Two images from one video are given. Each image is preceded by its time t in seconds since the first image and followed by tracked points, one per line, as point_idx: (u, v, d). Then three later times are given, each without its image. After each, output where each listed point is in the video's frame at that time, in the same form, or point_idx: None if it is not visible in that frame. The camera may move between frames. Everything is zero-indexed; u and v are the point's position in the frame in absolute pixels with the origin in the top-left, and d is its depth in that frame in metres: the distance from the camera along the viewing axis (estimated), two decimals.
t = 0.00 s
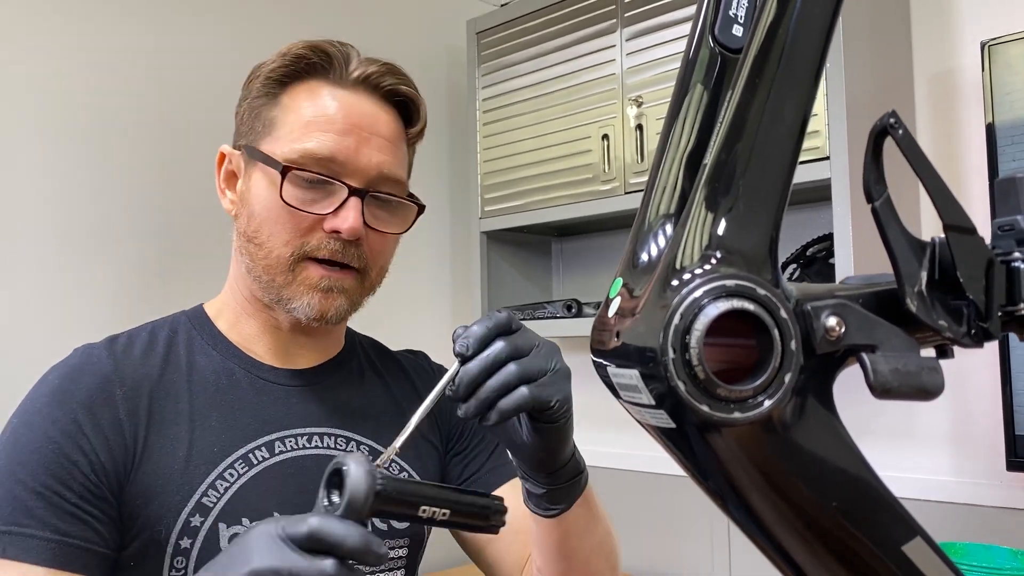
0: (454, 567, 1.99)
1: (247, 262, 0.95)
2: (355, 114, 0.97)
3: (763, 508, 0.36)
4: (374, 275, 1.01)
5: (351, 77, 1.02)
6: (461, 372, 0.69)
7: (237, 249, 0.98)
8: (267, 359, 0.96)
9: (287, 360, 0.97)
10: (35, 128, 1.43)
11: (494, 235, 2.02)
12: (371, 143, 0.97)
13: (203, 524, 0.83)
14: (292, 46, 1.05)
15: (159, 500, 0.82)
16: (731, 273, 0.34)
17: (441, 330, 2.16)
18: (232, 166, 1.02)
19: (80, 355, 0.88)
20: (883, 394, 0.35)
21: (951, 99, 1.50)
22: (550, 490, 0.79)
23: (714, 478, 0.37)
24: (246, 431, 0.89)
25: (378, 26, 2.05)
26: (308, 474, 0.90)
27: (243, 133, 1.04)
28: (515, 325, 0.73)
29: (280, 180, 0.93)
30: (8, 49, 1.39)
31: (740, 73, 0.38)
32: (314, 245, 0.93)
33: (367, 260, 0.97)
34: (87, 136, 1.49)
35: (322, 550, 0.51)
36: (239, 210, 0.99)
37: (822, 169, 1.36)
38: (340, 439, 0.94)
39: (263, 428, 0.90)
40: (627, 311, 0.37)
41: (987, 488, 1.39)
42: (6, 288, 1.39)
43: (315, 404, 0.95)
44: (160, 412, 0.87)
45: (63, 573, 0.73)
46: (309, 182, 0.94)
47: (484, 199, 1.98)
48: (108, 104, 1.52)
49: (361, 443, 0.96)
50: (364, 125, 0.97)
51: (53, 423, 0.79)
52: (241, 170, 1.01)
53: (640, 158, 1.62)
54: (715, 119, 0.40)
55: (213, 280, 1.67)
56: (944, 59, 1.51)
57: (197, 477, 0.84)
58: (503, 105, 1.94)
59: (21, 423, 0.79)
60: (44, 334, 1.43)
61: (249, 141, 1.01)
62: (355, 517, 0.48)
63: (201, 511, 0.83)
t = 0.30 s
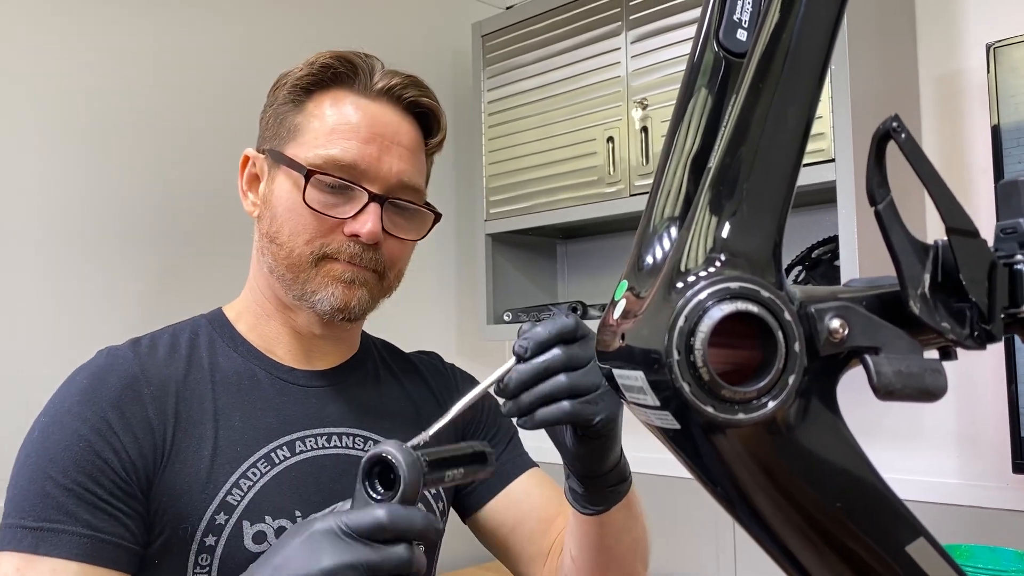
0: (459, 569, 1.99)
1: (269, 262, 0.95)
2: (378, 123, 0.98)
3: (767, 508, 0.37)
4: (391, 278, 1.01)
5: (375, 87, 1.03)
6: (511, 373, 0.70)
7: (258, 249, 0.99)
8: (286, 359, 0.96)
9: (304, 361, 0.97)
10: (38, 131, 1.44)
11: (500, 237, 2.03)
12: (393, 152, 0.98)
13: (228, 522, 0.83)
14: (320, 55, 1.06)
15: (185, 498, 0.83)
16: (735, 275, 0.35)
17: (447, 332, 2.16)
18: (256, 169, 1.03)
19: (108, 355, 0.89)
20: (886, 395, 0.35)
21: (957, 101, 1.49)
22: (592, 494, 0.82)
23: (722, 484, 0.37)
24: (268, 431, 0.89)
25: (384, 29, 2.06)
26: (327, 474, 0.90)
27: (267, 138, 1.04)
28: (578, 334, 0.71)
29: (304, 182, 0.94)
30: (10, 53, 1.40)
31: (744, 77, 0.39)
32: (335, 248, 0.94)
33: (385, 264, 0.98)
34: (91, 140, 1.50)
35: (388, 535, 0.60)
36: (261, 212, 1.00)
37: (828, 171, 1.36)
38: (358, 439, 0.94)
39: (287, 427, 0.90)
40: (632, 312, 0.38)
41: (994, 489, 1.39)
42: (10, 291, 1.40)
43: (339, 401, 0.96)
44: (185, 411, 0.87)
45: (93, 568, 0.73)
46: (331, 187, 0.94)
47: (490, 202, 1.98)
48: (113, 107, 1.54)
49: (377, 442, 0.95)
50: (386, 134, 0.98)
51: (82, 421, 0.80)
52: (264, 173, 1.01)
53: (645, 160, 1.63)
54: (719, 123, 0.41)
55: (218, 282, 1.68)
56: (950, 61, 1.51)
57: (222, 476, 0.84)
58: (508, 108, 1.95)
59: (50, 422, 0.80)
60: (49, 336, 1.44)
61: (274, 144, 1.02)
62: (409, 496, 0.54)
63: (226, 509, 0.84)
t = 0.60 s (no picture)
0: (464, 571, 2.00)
1: (269, 266, 0.96)
2: (360, 115, 0.98)
3: (770, 513, 0.37)
4: (394, 270, 1.01)
5: (354, 81, 1.03)
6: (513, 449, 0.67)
7: (260, 255, 0.99)
8: (296, 362, 0.97)
9: (314, 364, 0.97)
10: (44, 134, 1.44)
11: (505, 240, 2.04)
12: (379, 140, 0.99)
13: (238, 525, 0.84)
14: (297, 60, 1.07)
15: (199, 500, 0.83)
16: (737, 282, 0.35)
17: (452, 335, 2.17)
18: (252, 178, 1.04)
19: (122, 357, 0.89)
20: (887, 400, 0.36)
21: (961, 103, 1.50)
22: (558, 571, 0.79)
23: (728, 491, 0.38)
24: (279, 434, 0.90)
25: (389, 33, 2.07)
26: (339, 479, 0.91)
27: (261, 148, 1.06)
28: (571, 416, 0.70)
29: (292, 181, 0.95)
30: (15, 57, 1.41)
31: (746, 84, 0.39)
32: (331, 241, 0.94)
33: (384, 253, 0.98)
34: (97, 143, 1.51)
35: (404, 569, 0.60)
36: (261, 219, 1.01)
37: (832, 175, 1.36)
38: (370, 445, 0.94)
39: (297, 431, 0.91)
40: (635, 318, 0.38)
41: (998, 493, 1.39)
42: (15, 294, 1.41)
43: (349, 403, 0.96)
44: (199, 414, 0.87)
45: (118, 568, 0.74)
46: (321, 183, 0.96)
47: (494, 204, 1.99)
48: (118, 111, 1.54)
49: (390, 448, 0.96)
50: (370, 124, 0.98)
51: (101, 423, 0.80)
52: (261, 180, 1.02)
53: (649, 163, 1.63)
54: (721, 130, 0.41)
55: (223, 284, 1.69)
56: (953, 64, 1.51)
57: (236, 479, 0.85)
58: (512, 111, 1.95)
59: (68, 423, 0.80)
60: (56, 339, 1.45)
61: (267, 152, 1.03)
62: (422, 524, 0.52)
63: (237, 512, 0.84)
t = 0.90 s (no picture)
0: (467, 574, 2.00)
1: (273, 273, 0.97)
2: (360, 122, 0.99)
3: (768, 517, 0.38)
4: (395, 275, 1.02)
5: (353, 86, 1.04)
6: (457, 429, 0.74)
7: (261, 261, 1.00)
8: (298, 366, 0.97)
9: (315, 368, 0.98)
10: (49, 135, 1.44)
11: (508, 244, 2.04)
12: (379, 147, 0.99)
13: (241, 528, 0.84)
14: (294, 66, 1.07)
15: (203, 503, 0.83)
16: (734, 287, 0.36)
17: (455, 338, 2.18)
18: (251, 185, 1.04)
19: (123, 362, 0.90)
20: (883, 404, 0.36)
21: (962, 106, 1.50)
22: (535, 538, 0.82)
23: (728, 497, 0.38)
24: (282, 436, 0.90)
25: (393, 36, 2.08)
26: (340, 480, 0.91)
27: (258, 153, 1.06)
28: (486, 393, 0.81)
29: (295, 190, 0.95)
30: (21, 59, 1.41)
31: (744, 92, 0.40)
32: (335, 249, 0.95)
33: (386, 259, 0.99)
34: (102, 145, 1.51)
35: None
36: (261, 226, 1.01)
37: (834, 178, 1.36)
38: (372, 447, 0.95)
39: (298, 434, 0.91)
40: (633, 324, 0.39)
41: (1000, 496, 1.39)
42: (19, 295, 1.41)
43: (350, 405, 0.97)
44: (200, 417, 0.88)
45: (122, 572, 0.74)
46: (323, 191, 0.96)
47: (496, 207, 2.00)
48: (123, 113, 1.55)
49: (393, 450, 0.97)
50: (370, 130, 0.99)
51: (104, 427, 0.81)
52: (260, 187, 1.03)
53: (651, 166, 1.64)
54: (719, 138, 0.41)
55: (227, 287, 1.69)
56: (954, 67, 1.51)
57: (238, 482, 0.86)
58: (515, 114, 1.96)
59: (72, 427, 0.81)
60: (61, 342, 1.44)
61: (265, 158, 1.04)
62: (411, 544, 0.49)
63: (240, 515, 0.85)
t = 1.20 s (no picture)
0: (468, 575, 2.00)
1: (270, 277, 0.97)
2: (354, 122, 0.99)
3: (762, 518, 0.38)
4: (393, 273, 1.02)
5: (345, 87, 1.04)
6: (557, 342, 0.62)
7: (256, 264, 1.00)
8: (295, 367, 0.98)
9: (312, 369, 0.98)
10: (51, 137, 1.45)
11: (508, 245, 2.05)
12: (374, 146, 1.00)
13: (235, 529, 0.85)
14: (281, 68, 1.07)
15: (194, 504, 0.84)
16: (727, 289, 0.36)
17: (456, 339, 2.18)
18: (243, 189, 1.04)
19: (114, 365, 0.90)
20: (875, 406, 0.36)
21: (962, 109, 1.50)
22: (603, 484, 0.76)
23: (724, 500, 0.38)
24: (276, 436, 0.90)
25: (394, 38, 2.08)
26: (336, 479, 0.92)
27: (248, 156, 1.06)
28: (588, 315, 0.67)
29: (292, 193, 0.95)
30: (21, 60, 1.42)
31: (738, 96, 0.40)
32: (334, 250, 0.95)
33: (385, 258, 0.99)
34: (103, 147, 1.52)
35: None
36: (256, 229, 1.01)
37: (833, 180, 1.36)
38: (368, 444, 0.95)
39: (294, 433, 0.92)
40: (628, 325, 0.39)
41: (1000, 498, 1.39)
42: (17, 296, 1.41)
43: (349, 406, 0.97)
44: (191, 418, 0.88)
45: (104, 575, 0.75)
46: (321, 193, 0.96)
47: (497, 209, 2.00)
48: (125, 115, 1.55)
49: (388, 447, 0.97)
50: (364, 130, 1.00)
51: (91, 429, 0.81)
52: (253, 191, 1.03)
53: (651, 168, 1.64)
54: (714, 140, 0.42)
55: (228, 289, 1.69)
56: (955, 69, 1.52)
57: (231, 482, 0.86)
58: (515, 116, 1.96)
59: (60, 431, 0.81)
60: (62, 343, 1.45)
61: (257, 161, 1.04)
62: (388, 565, 0.49)
63: (234, 515, 0.85)
